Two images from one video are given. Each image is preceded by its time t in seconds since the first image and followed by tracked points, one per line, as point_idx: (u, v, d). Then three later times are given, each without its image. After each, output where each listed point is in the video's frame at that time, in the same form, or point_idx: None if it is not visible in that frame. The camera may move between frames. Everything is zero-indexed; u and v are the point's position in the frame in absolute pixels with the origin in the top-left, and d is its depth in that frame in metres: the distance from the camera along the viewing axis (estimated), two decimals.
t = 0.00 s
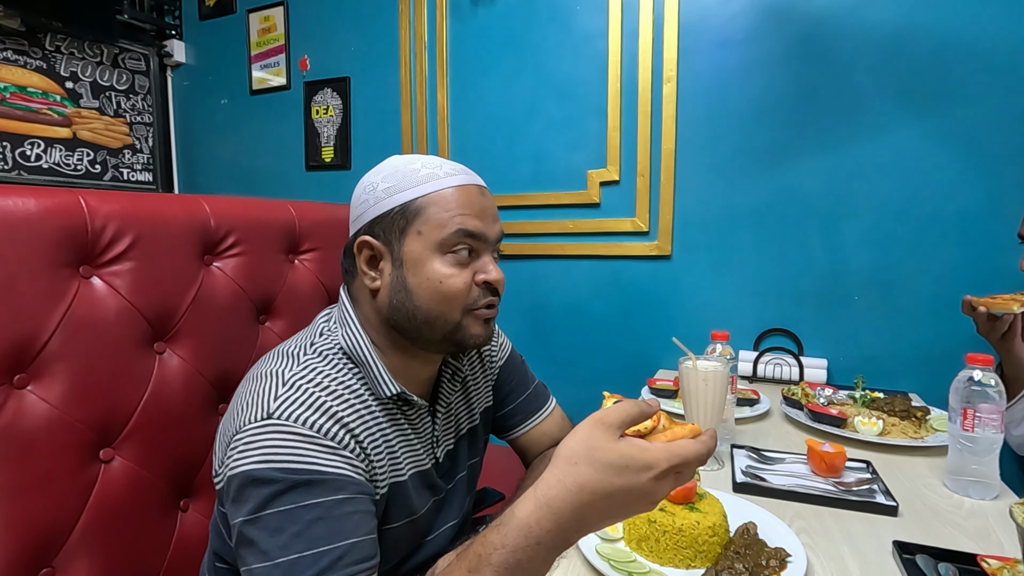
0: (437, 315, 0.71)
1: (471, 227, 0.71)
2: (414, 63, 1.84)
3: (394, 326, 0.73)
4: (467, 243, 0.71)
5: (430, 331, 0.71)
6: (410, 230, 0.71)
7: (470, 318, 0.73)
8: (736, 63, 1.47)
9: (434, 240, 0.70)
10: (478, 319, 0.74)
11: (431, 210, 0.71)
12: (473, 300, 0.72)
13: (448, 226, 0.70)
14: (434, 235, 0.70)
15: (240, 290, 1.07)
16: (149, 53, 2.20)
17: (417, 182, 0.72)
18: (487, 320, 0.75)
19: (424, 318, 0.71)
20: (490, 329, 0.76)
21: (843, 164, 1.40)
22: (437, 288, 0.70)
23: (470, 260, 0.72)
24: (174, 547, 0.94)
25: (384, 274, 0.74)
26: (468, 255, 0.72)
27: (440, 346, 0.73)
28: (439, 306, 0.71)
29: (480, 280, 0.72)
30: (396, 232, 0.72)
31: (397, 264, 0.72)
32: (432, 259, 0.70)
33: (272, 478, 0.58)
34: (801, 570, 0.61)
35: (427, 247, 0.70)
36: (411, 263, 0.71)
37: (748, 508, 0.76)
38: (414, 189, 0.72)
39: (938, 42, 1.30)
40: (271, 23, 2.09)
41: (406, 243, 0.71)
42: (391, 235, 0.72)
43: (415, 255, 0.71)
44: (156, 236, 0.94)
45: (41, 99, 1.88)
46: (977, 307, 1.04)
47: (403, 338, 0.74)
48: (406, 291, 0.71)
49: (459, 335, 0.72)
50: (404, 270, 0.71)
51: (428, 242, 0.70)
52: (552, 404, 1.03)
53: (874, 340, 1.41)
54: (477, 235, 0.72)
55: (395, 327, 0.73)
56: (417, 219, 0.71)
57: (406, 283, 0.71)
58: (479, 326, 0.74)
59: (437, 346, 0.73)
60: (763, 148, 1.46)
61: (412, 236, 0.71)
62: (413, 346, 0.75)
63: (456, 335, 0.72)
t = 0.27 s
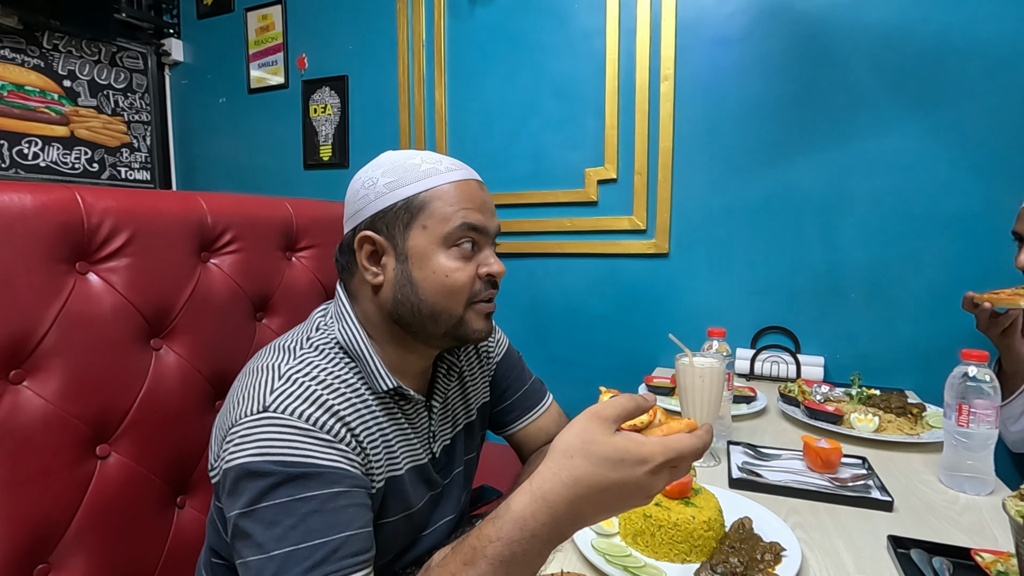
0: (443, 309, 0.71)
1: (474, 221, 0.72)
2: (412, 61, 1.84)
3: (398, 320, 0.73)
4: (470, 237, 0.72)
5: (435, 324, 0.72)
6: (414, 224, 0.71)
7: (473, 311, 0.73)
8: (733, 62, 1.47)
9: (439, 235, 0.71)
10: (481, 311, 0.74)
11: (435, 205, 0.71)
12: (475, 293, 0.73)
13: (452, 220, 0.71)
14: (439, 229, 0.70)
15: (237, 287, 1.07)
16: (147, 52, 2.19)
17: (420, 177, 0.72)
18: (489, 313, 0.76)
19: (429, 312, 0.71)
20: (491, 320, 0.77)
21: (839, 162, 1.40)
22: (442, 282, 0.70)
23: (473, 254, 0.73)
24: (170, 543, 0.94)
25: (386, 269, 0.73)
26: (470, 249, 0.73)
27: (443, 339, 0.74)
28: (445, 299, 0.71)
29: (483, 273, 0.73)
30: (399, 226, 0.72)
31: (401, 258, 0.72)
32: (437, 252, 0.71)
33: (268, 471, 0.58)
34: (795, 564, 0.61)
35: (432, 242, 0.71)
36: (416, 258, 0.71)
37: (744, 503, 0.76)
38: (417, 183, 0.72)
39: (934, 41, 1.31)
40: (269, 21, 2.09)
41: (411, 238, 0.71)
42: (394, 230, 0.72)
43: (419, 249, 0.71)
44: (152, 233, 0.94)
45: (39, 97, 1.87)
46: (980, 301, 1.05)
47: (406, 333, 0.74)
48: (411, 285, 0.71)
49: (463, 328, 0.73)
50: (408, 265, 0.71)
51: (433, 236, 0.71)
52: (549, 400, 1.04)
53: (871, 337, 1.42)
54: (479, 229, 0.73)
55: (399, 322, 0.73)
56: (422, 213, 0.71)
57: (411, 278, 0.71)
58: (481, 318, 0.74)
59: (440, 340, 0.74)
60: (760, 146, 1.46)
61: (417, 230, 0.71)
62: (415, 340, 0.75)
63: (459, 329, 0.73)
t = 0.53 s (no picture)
0: (440, 312, 0.71)
1: (471, 224, 0.72)
2: (410, 62, 1.84)
3: (395, 323, 0.73)
4: (468, 240, 0.72)
5: (433, 328, 0.72)
6: (412, 228, 0.71)
7: (470, 314, 0.74)
8: (732, 62, 1.47)
9: (437, 239, 0.71)
10: (477, 315, 0.75)
11: (433, 208, 0.71)
12: (473, 297, 0.73)
13: (450, 224, 0.71)
14: (437, 233, 0.70)
15: (235, 288, 1.07)
16: (146, 52, 2.20)
17: (418, 180, 0.72)
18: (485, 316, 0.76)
19: (426, 315, 0.71)
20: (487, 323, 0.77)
21: (838, 163, 1.40)
22: (441, 286, 0.71)
23: (470, 257, 0.73)
24: (168, 544, 0.94)
25: (384, 273, 0.73)
26: (468, 253, 0.73)
27: (440, 342, 0.74)
28: (442, 303, 0.71)
29: (480, 277, 0.73)
30: (397, 230, 0.72)
31: (400, 262, 0.72)
32: (435, 256, 0.71)
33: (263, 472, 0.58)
34: (791, 566, 0.61)
35: (430, 245, 0.71)
36: (414, 261, 0.71)
37: (741, 504, 0.76)
38: (416, 186, 0.72)
39: (933, 41, 1.31)
40: (268, 22, 2.09)
41: (409, 241, 0.71)
42: (392, 233, 0.72)
43: (418, 253, 0.71)
44: (150, 233, 0.94)
45: (37, 97, 1.87)
46: (983, 301, 1.05)
47: (404, 336, 0.74)
48: (409, 289, 0.71)
49: (460, 332, 0.73)
50: (406, 268, 0.71)
51: (431, 240, 0.71)
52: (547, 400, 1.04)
53: (869, 338, 1.42)
54: (477, 232, 0.73)
55: (396, 325, 0.73)
56: (420, 217, 0.71)
57: (410, 281, 0.71)
58: (478, 322, 0.75)
59: (438, 343, 0.74)
60: (759, 146, 1.46)
61: (415, 234, 0.71)
62: (412, 343, 0.75)
63: (457, 332, 0.73)
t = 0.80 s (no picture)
0: (418, 315, 0.71)
1: (456, 227, 0.71)
2: (411, 63, 1.84)
3: (377, 323, 0.74)
4: (451, 243, 0.71)
5: (412, 330, 0.72)
6: (396, 227, 0.71)
7: (452, 320, 0.72)
8: (732, 63, 1.47)
9: (418, 239, 0.70)
10: (461, 322, 0.73)
11: (417, 209, 0.71)
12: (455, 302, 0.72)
13: (433, 225, 0.70)
14: (419, 234, 0.70)
15: (236, 290, 1.07)
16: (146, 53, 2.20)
17: (407, 180, 0.73)
18: (471, 324, 0.74)
19: (405, 316, 0.71)
20: (473, 331, 0.75)
21: (838, 164, 1.40)
22: (418, 287, 0.70)
23: (454, 260, 0.72)
24: (168, 546, 0.94)
25: (370, 270, 0.74)
26: (452, 255, 0.72)
27: (422, 346, 0.73)
28: (420, 305, 0.71)
29: (463, 281, 0.71)
30: (382, 229, 0.72)
31: (383, 261, 0.72)
32: (416, 257, 0.70)
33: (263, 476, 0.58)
34: (792, 569, 0.61)
35: (411, 246, 0.70)
36: (395, 261, 0.71)
37: (741, 506, 0.76)
38: (404, 187, 0.72)
39: (934, 42, 1.31)
40: (268, 22, 2.09)
41: (391, 240, 0.71)
42: (378, 232, 0.73)
43: (398, 252, 0.71)
44: (150, 235, 0.94)
45: (38, 98, 1.87)
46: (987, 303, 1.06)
47: (387, 336, 0.74)
48: (389, 288, 0.72)
49: (441, 337, 0.72)
50: (388, 267, 0.72)
51: (413, 241, 0.70)
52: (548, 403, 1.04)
53: (870, 339, 1.42)
54: (462, 235, 0.71)
55: (379, 325, 0.74)
56: (404, 217, 0.71)
57: (390, 280, 0.72)
58: (461, 327, 0.73)
59: (419, 347, 0.73)
60: (759, 147, 1.46)
61: (398, 234, 0.71)
62: (396, 345, 0.75)
63: (438, 336, 0.72)
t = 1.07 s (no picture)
0: (421, 318, 0.71)
1: (458, 230, 0.71)
2: (411, 62, 1.84)
3: (380, 326, 0.74)
4: (454, 246, 0.71)
5: (415, 333, 0.72)
6: (397, 231, 0.71)
7: (455, 323, 0.72)
8: (733, 63, 1.47)
9: (420, 243, 0.70)
10: (464, 324, 0.73)
11: (419, 212, 0.71)
12: (457, 304, 0.72)
13: (435, 228, 0.70)
14: (421, 237, 0.70)
15: (236, 290, 1.07)
16: (147, 53, 2.20)
17: (408, 183, 0.72)
18: (473, 326, 0.74)
19: (408, 320, 0.71)
20: (476, 333, 0.75)
21: (839, 164, 1.40)
22: (421, 291, 0.70)
23: (457, 263, 0.72)
24: (169, 545, 0.94)
25: (371, 273, 0.74)
26: (454, 258, 0.72)
27: (425, 349, 0.74)
28: (423, 309, 0.71)
29: (465, 284, 0.72)
30: (383, 232, 0.72)
31: (385, 264, 0.72)
32: (418, 261, 0.70)
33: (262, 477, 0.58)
34: (794, 569, 0.61)
35: (413, 249, 0.70)
36: (397, 265, 0.71)
37: (742, 506, 0.76)
38: (405, 190, 0.72)
39: (935, 42, 1.31)
40: (269, 22, 2.09)
41: (393, 244, 0.71)
42: (379, 235, 0.73)
43: (401, 256, 0.71)
44: (151, 235, 0.94)
45: (39, 98, 1.87)
46: (989, 302, 1.05)
47: (389, 339, 0.74)
48: (391, 292, 0.72)
49: (444, 340, 0.72)
50: (390, 271, 0.72)
51: (415, 244, 0.70)
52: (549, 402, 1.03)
53: (870, 339, 1.42)
54: (464, 238, 0.71)
55: (381, 328, 0.74)
56: (406, 220, 0.71)
57: (392, 284, 0.72)
58: (464, 329, 0.73)
59: (422, 350, 0.74)
60: (760, 147, 1.46)
61: (400, 238, 0.71)
62: (398, 348, 0.75)
63: (440, 339, 0.72)
